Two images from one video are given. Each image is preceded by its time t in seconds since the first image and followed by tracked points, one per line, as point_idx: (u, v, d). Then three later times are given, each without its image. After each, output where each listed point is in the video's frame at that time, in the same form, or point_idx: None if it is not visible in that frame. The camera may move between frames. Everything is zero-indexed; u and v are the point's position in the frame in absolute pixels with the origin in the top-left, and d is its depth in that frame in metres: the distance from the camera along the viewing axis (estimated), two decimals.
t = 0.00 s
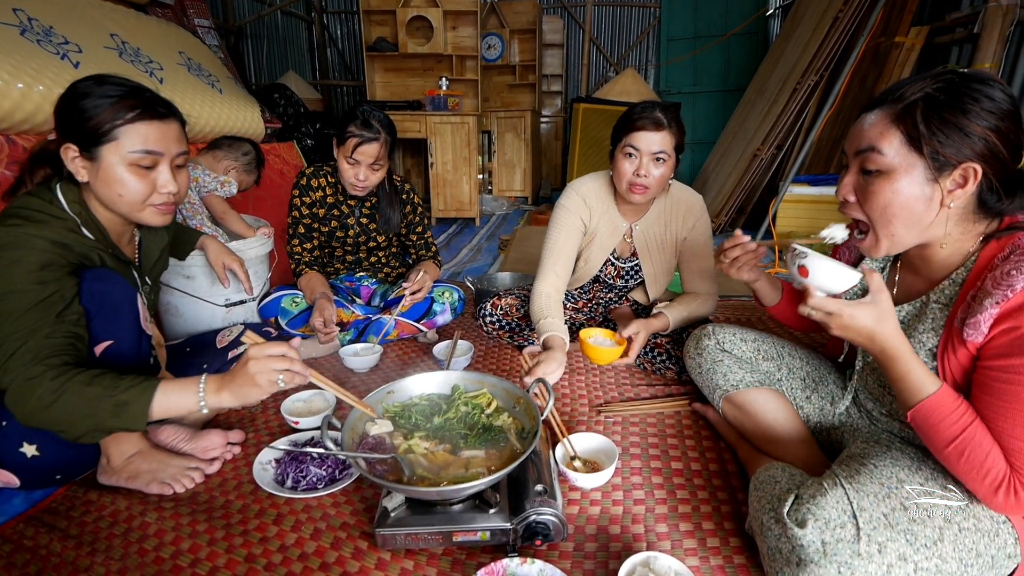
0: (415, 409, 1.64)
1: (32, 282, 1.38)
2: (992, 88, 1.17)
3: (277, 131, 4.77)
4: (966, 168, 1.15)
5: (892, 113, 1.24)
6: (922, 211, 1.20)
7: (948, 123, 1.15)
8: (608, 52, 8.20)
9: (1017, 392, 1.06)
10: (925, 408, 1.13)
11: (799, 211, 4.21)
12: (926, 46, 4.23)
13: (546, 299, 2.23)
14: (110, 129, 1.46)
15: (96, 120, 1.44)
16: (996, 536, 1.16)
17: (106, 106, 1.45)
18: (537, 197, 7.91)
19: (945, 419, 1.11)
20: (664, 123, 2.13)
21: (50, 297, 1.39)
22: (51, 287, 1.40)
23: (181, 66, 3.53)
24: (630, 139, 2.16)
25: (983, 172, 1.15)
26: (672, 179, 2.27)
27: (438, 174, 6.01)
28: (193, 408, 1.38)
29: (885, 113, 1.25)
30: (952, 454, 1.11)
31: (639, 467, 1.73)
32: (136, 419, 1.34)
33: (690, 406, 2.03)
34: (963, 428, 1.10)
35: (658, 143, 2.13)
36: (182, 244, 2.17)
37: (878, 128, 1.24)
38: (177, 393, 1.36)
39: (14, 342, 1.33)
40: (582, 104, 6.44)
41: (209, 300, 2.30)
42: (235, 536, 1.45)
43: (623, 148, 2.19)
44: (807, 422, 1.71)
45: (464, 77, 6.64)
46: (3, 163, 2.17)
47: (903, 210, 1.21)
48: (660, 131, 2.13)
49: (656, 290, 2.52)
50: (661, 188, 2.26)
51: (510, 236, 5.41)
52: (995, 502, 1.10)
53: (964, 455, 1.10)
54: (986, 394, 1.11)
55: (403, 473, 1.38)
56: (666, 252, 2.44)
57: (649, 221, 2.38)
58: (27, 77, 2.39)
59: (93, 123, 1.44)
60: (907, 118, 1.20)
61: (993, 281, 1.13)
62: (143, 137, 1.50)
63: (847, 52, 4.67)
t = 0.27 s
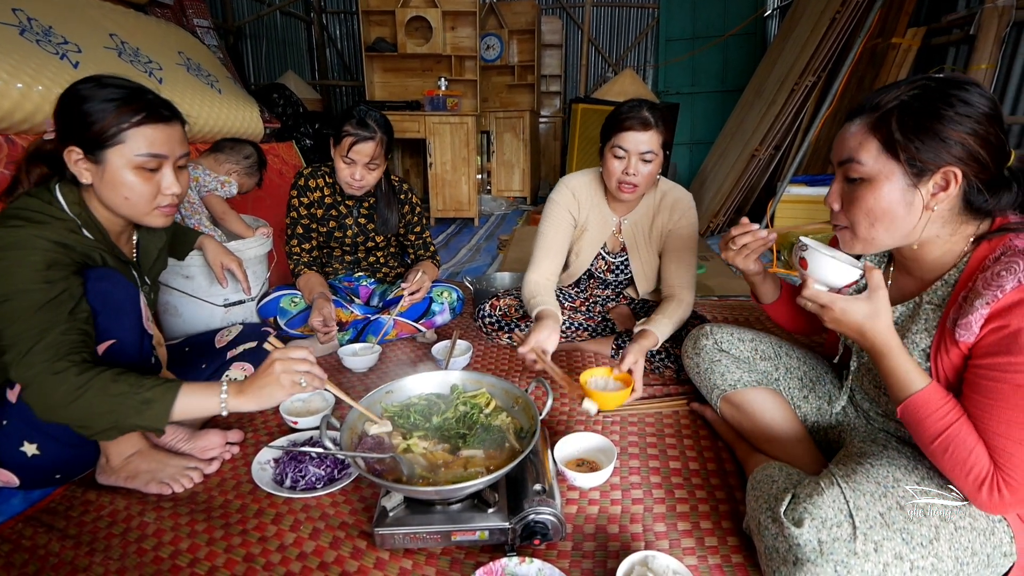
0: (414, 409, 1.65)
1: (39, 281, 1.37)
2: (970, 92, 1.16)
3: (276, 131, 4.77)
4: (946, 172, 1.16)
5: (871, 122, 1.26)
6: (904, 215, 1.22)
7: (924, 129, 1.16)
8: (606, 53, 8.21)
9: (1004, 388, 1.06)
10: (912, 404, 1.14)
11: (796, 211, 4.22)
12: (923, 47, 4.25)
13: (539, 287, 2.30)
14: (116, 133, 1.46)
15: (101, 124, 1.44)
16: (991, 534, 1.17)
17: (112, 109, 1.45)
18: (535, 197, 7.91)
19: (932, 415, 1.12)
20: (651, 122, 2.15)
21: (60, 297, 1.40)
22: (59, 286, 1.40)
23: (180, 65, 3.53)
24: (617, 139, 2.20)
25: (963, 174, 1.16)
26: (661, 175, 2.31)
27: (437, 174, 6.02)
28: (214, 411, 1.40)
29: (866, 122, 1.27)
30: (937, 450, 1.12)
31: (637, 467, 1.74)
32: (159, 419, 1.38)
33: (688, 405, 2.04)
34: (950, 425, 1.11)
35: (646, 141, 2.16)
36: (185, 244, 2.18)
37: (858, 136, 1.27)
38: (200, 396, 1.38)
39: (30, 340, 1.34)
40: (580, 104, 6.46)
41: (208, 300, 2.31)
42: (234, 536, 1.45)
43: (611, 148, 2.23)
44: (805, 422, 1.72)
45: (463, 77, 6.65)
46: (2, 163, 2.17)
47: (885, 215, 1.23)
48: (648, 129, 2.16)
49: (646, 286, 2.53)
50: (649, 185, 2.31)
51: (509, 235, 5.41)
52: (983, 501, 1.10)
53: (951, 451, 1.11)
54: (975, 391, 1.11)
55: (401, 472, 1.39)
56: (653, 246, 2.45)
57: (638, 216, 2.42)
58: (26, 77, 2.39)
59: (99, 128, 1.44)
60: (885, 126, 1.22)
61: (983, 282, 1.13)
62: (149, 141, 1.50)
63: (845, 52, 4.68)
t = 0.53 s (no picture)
0: (413, 409, 1.65)
1: (40, 281, 1.37)
2: (974, 87, 1.16)
3: (274, 130, 4.76)
4: (955, 169, 1.15)
5: (876, 119, 1.24)
6: (912, 214, 1.21)
7: (932, 126, 1.15)
8: (605, 52, 8.21)
9: (1000, 391, 1.03)
10: (884, 438, 1.12)
11: (794, 211, 4.23)
12: (921, 46, 4.26)
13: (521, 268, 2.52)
14: (115, 135, 1.46)
15: (99, 126, 1.44)
16: (988, 533, 1.17)
17: (109, 110, 1.45)
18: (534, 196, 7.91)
19: (908, 443, 1.10)
20: (639, 122, 2.25)
21: (62, 297, 1.40)
22: (61, 286, 1.40)
23: (177, 65, 3.52)
24: (607, 139, 2.29)
25: (972, 172, 1.16)
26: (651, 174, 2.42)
27: (436, 174, 6.01)
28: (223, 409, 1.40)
29: (871, 119, 1.25)
30: (928, 475, 1.09)
31: (635, 466, 1.74)
32: (168, 416, 1.38)
33: (686, 405, 2.04)
34: (930, 450, 1.09)
35: (635, 142, 2.26)
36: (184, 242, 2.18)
37: (864, 135, 1.25)
38: (209, 394, 1.39)
39: (36, 338, 1.35)
40: (578, 104, 6.46)
41: (207, 300, 2.31)
42: (233, 536, 1.45)
43: (602, 148, 2.33)
44: (802, 421, 1.73)
45: (462, 77, 6.64)
46: None
47: (892, 214, 1.21)
48: (636, 129, 2.26)
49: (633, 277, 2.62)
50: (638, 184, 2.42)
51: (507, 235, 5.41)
52: (985, 510, 1.08)
53: (940, 473, 1.08)
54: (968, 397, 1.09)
55: (400, 472, 1.39)
56: (645, 242, 2.57)
57: (627, 213, 2.55)
58: (23, 77, 2.38)
59: (98, 129, 1.44)
60: (890, 124, 1.21)
61: (974, 282, 1.14)
62: (148, 142, 1.51)
63: (844, 51, 4.69)
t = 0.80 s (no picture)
0: (413, 409, 1.65)
1: (43, 280, 1.37)
2: (977, 86, 1.16)
3: (273, 130, 4.76)
4: (959, 171, 1.15)
5: (879, 119, 1.23)
6: (917, 216, 1.21)
7: (936, 126, 1.15)
8: (604, 51, 8.20)
9: (985, 388, 1.04)
10: (845, 487, 1.15)
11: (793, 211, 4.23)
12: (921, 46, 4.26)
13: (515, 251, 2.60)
14: (115, 134, 1.46)
15: (98, 125, 1.43)
16: (988, 534, 1.17)
17: (110, 111, 1.44)
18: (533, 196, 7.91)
19: (867, 481, 1.14)
20: (637, 123, 2.26)
21: (65, 296, 1.40)
22: (64, 285, 1.40)
23: (177, 65, 3.52)
24: (605, 140, 2.30)
25: (977, 173, 1.15)
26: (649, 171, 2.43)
27: (435, 173, 6.01)
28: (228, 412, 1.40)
29: (873, 119, 1.24)
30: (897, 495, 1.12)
31: (635, 466, 1.74)
32: (175, 417, 1.38)
33: (686, 403, 2.02)
34: (890, 479, 1.12)
35: (634, 142, 2.27)
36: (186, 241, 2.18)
37: (867, 135, 1.23)
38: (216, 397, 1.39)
39: (42, 338, 1.35)
40: (577, 103, 6.47)
41: (206, 300, 2.30)
42: (233, 536, 1.45)
43: (600, 148, 2.33)
44: (802, 421, 1.73)
45: (461, 76, 6.63)
46: None
47: (897, 215, 1.21)
48: (634, 130, 2.27)
49: (640, 269, 2.61)
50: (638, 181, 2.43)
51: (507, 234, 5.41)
52: (971, 515, 1.09)
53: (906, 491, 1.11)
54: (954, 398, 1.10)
55: (400, 472, 1.39)
56: (646, 237, 2.60)
57: (627, 209, 2.56)
58: (22, 77, 2.38)
59: (97, 129, 1.43)
60: (895, 124, 1.19)
61: (969, 283, 1.14)
62: (147, 140, 1.51)
63: (843, 51, 4.69)
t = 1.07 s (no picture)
0: (415, 407, 1.65)
1: (44, 280, 1.37)
2: (974, 86, 1.15)
3: (273, 129, 4.75)
4: (959, 173, 1.14)
5: (875, 122, 1.21)
6: (918, 219, 1.19)
7: (935, 129, 1.13)
8: (604, 51, 8.20)
9: (975, 385, 1.04)
10: (833, 485, 1.16)
11: (793, 210, 4.24)
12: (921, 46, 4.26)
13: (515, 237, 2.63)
14: (110, 131, 1.45)
15: (93, 123, 1.43)
16: (986, 532, 1.17)
17: (101, 109, 1.44)
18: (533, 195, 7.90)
19: (851, 478, 1.14)
20: (640, 124, 2.25)
21: (66, 296, 1.39)
22: (64, 285, 1.40)
23: (176, 64, 3.51)
24: (607, 140, 2.29)
25: (976, 175, 1.15)
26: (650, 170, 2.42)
27: (435, 173, 6.00)
28: (233, 412, 1.41)
29: (870, 121, 1.22)
30: (886, 494, 1.12)
31: (635, 465, 1.74)
32: (181, 417, 1.38)
33: (686, 403, 2.03)
34: (874, 476, 1.13)
35: (637, 143, 2.27)
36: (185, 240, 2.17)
37: (864, 138, 1.21)
38: (220, 397, 1.40)
39: (45, 337, 1.34)
40: (577, 103, 6.46)
41: (206, 299, 2.30)
42: (232, 535, 1.45)
43: (603, 148, 2.33)
44: (801, 420, 1.74)
45: (461, 75, 6.63)
46: None
47: (896, 220, 1.19)
48: (637, 130, 2.26)
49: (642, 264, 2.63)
50: (638, 180, 2.43)
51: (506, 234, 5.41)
52: (957, 509, 1.09)
53: (894, 490, 1.11)
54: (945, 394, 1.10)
55: (400, 471, 1.39)
56: (647, 236, 2.61)
57: (627, 207, 2.56)
58: (21, 75, 2.38)
59: (91, 126, 1.43)
60: (893, 127, 1.17)
61: (969, 281, 1.14)
62: (142, 137, 1.51)
63: (842, 50, 4.69)
